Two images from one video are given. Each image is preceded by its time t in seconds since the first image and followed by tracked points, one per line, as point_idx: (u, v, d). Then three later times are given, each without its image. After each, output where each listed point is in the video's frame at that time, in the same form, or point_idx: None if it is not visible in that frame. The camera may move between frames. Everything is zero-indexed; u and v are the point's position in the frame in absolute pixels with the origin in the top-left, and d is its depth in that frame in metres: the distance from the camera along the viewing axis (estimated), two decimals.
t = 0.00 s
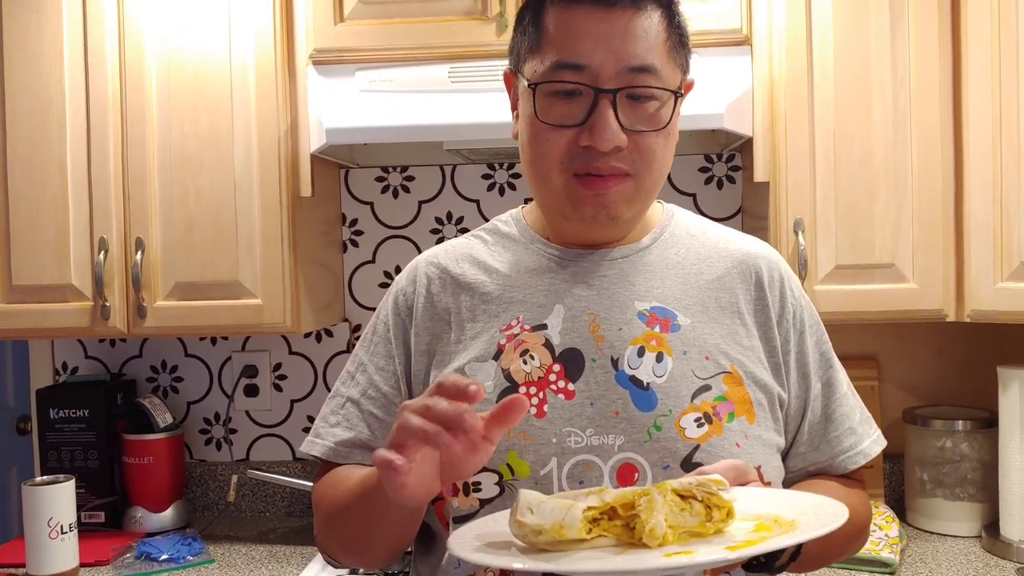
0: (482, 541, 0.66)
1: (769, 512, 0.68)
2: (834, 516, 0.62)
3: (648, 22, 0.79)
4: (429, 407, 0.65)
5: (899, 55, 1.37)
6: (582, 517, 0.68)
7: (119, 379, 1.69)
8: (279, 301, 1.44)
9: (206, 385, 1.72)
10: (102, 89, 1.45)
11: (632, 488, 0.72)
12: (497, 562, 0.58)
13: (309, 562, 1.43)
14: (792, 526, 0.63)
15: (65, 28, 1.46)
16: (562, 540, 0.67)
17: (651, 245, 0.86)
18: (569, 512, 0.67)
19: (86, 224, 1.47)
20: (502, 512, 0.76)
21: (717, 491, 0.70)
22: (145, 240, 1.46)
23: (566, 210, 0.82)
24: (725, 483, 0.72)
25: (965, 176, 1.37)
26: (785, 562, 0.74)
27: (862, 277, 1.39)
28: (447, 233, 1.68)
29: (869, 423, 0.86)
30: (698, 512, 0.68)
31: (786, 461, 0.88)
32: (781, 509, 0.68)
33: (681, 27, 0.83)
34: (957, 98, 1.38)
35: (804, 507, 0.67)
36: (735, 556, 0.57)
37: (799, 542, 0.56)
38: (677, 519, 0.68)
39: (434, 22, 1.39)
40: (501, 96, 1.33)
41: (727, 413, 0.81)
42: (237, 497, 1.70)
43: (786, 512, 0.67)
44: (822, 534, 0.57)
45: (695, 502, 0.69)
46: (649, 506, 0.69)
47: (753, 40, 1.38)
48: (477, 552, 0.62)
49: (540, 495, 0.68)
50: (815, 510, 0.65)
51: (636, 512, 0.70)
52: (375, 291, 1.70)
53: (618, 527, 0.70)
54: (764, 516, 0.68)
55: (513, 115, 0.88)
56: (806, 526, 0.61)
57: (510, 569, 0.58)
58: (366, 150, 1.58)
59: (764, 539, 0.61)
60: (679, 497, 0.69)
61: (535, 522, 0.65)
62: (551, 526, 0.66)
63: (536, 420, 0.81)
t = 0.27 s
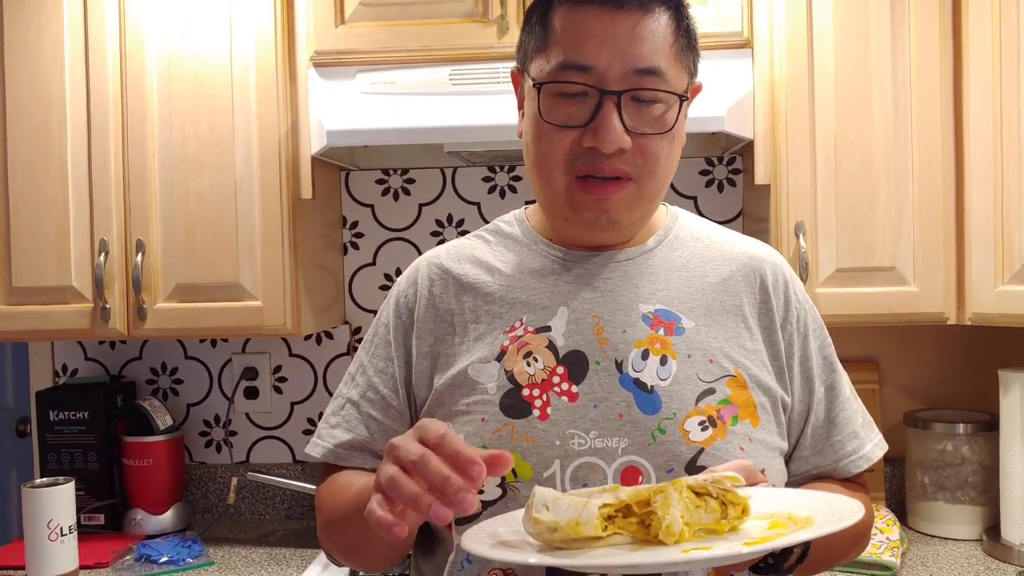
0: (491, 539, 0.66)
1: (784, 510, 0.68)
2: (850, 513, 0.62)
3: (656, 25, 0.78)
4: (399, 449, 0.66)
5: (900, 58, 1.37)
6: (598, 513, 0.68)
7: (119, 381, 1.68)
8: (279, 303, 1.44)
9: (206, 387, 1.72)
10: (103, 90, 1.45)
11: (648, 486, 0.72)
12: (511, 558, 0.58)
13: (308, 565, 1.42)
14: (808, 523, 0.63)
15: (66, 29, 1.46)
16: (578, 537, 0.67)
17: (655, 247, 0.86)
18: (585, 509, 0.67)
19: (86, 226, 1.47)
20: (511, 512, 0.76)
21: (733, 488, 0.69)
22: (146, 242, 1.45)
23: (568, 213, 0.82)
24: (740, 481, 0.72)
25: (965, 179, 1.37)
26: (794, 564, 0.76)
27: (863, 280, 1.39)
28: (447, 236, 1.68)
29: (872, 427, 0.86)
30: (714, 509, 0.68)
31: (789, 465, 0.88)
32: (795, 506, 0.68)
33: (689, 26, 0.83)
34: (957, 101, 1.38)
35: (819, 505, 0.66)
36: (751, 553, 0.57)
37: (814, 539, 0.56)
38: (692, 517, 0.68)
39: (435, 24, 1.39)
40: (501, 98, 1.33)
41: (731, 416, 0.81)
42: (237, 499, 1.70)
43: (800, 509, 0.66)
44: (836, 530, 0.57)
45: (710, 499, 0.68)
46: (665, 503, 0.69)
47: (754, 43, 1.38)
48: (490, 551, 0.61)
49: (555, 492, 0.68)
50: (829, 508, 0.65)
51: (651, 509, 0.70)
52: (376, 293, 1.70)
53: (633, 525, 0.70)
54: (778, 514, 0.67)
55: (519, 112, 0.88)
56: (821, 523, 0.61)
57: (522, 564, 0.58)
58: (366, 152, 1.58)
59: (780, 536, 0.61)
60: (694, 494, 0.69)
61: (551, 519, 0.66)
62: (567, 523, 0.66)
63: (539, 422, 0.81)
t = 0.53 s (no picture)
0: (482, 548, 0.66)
1: (770, 520, 0.68)
2: (836, 525, 0.62)
3: (654, 16, 0.79)
4: (406, 458, 0.65)
5: (901, 60, 1.38)
6: (582, 524, 0.68)
7: (119, 382, 1.68)
8: (279, 304, 1.44)
9: (206, 388, 1.72)
10: (104, 91, 1.45)
11: (633, 496, 0.71)
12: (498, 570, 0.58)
13: (308, 566, 1.42)
14: (793, 535, 0.62)
15: (67, 30, 1.46)
16: (562, 548, 0.66)
17: (656, 250, 0.86)
18: (569, 520, 0.67)
19: (87, 227, 1.47)
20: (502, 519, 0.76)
21: (719, 498, 0.69)
22: (146, 243, 1.45)
23: (566, 207, 0.82)
24: (726, 491, 0.71)
25: (966, 181, 1.37)
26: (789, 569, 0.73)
27: (863, 283, 1.39)
28: (447, 237, 1.68)
29: (873, 431, 0.86)
30: (699, 520, 0.68)
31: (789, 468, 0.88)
32: (783, 518, 0.67)
33: (688, 23, 0.84)
34: (958, 103, 1.38)
35: (804, 516, 0.66)
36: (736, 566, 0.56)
37: (798, 551, 0.56)
38: (677, 527, 0.68)
39: (435, 26, 1.39)
40: (502, 100, 1.33)
41: (731, 420, 0.81)
42: (237, 500, 1.69)
43: (788, 521, 0.66)
44: (822, 543, 0.57)
45: (695, 510, 0.68)
46: (649, 513, 0.68)
47: (754, 45, 1.38)
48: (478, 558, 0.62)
49: (540, 503, 0.68)
50: (816, 519, 0.64)
51: (636, 520, 0.69)
52: (376, 294, 1.70)
53: (618, 535, 0.69)
54: (765, 524, 0.67)
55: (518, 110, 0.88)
56: (806, 534, 0.61)
57: None
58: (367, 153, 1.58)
59: (765, 548, 0.61)
60: (679, 505, 0.69)
61: (535, 529, 0.65)
62: (551, 534, 0.65)
63: (540, 426, 0.81)
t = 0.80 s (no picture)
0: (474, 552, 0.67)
1: (762, 520, 0.68)
2: (825, 523, 0.62)
3: (649, 19, 0.79)
4: (403, 470, 0.65)
5: (900, 61, 1.38)
6: (571, 526, 0.68)
7: (118, 382, 1.68)
8: (279, 304, 1.44)
9: (205, 389, 1.72)
10: (104, 92, 1.45)
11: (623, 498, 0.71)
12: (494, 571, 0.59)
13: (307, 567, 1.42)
14: (782, 534, 0.63)
15: (67, 31, 1.46)
16: (553, 551, 0.66)
17: (656, 252, 0.86)
18: (558, 522, 0.67)
19: (86, 227, 1.47)
20: (497, 525, 0.76)
21: (708, 499, 0.69)
22: (145, 243, 1.45)
23: (559, 208, 0.82)
24: (715, 492, 0.72)
25: (966, 183, 1.37)
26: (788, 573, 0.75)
27: (863, 284, 1.39)
28: (447, 238, 1.68)
29: (872, 433, 0.86)
30: (689, 521, 0.68)
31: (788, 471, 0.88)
32: (774, 519, 0.67)
33: (686, 24, 0.84)
34: (958, 105, 1.38)
35: (794, 516, 0.66)
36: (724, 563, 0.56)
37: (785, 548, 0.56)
38: (668, 528, 0.68)
39: (435, 27, 1.39)
40: (501, 101, 1.33)
41: (731, 424, 0.81)
42: (236, 501, 1.69)
43: (778, 521, 0.66)
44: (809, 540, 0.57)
45: (685, 510, 0.68)
46: (638, 515, 0.68)
47: (754, 46, 1.38)
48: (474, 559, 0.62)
49: (530, 506, 0.69)
50: (807, 518, 0.64)
51: (626, 522, 0.69)
52: (375, 295, 1.70)
53: (608, 537, 0.69)
54: (756, 525, 0.67)
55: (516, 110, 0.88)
56: (795, 533, 0.61)
57: None
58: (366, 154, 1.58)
59: (754, 547, 0.61)
60: (669, 506, 0.69)
61: (524, 532, 0.65)
62: (541, 537, 0.65)
63: (539, 429, 0.81)
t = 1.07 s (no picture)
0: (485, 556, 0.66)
1: (768, 543, 0.67)
2: (832, 556, 0.61)
3: (642, 35, 0.79)
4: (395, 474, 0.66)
5: (896, 65, 1.38)
6: (579, 543, 0.67)
7: (116, 384, 1.68)
8: (276, 306, 1.44)
9: (203, 390, 1.72)
10: (102, 94, 1.45)
11: (632, 512, 0.71)
12: None
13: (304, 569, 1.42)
14: (788, 563, 0.62)
15: (64, 33, 1.46)
16: (558, 564, 0.66)
17: (652, 256, 0.87)
18: (566, 537, 0.66)
19: (84, 229, 1.47)
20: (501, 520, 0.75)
21: (718, 521, 0.68)
22: (143, 245, 1.46)
23: (553, 222, 0.83)
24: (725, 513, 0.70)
25: (961, 185, 1.38)
26: None
27: (859, 286, 1.39)
28: (445, 240, 1.68)
29: (866, 437, 0.86)
30: (696, 541, 0.67)
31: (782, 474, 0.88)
32: (778, 540, 0.67)
33: (681, 35, 0.83)
34: (953, 108, 1.39)
35: (802, 542, 0.65)
36: None
37: None
38: (674, 547, 0.67)
39: (433, 30, 1.40)
40: (499, 104, 1.34)
41: (727, 427, 0.81)
42: (234, 502, 1.70)
43: (783, 544, 0.65)
44: None
45: (693, 531, 0.67)
46: (647, 533, 0.67)
47: (751, 49, 1.38)
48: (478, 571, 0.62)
49: (540, 517, 0.68)
50: (813, 546, 0.64)
51: (633, 538, 0.69)
52: (373, 297, 1.70)
53: (614, 552, 0.69)
54: (762, 548, 0.67)
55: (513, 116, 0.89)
56: (800, 564, 0.60)
57: None
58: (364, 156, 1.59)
59: None
60: (677, 525, 0.68)
61: (531, 545, 0.65)
62: (548, 551, 0.65)
63: (536, 432, 0.81)
